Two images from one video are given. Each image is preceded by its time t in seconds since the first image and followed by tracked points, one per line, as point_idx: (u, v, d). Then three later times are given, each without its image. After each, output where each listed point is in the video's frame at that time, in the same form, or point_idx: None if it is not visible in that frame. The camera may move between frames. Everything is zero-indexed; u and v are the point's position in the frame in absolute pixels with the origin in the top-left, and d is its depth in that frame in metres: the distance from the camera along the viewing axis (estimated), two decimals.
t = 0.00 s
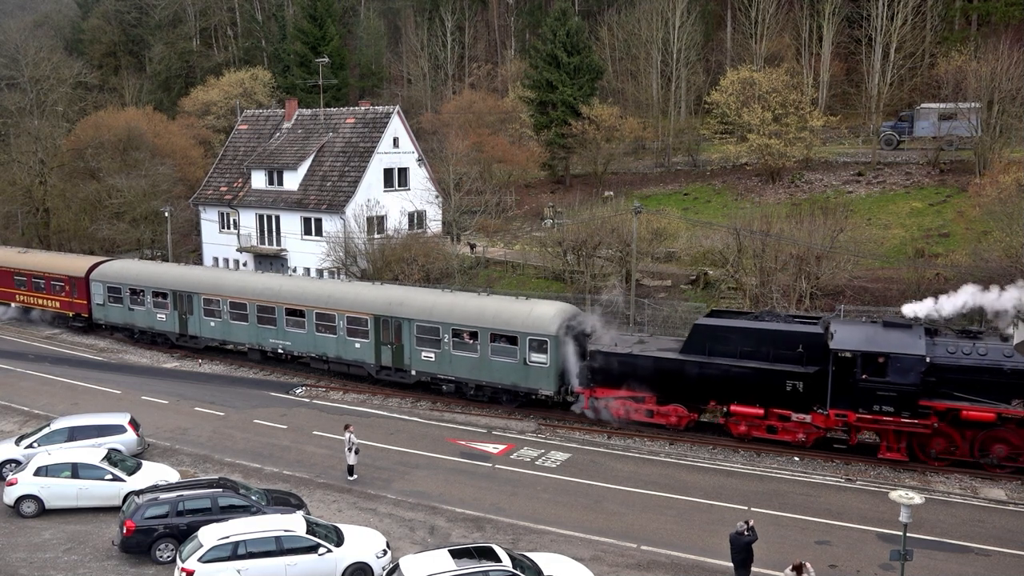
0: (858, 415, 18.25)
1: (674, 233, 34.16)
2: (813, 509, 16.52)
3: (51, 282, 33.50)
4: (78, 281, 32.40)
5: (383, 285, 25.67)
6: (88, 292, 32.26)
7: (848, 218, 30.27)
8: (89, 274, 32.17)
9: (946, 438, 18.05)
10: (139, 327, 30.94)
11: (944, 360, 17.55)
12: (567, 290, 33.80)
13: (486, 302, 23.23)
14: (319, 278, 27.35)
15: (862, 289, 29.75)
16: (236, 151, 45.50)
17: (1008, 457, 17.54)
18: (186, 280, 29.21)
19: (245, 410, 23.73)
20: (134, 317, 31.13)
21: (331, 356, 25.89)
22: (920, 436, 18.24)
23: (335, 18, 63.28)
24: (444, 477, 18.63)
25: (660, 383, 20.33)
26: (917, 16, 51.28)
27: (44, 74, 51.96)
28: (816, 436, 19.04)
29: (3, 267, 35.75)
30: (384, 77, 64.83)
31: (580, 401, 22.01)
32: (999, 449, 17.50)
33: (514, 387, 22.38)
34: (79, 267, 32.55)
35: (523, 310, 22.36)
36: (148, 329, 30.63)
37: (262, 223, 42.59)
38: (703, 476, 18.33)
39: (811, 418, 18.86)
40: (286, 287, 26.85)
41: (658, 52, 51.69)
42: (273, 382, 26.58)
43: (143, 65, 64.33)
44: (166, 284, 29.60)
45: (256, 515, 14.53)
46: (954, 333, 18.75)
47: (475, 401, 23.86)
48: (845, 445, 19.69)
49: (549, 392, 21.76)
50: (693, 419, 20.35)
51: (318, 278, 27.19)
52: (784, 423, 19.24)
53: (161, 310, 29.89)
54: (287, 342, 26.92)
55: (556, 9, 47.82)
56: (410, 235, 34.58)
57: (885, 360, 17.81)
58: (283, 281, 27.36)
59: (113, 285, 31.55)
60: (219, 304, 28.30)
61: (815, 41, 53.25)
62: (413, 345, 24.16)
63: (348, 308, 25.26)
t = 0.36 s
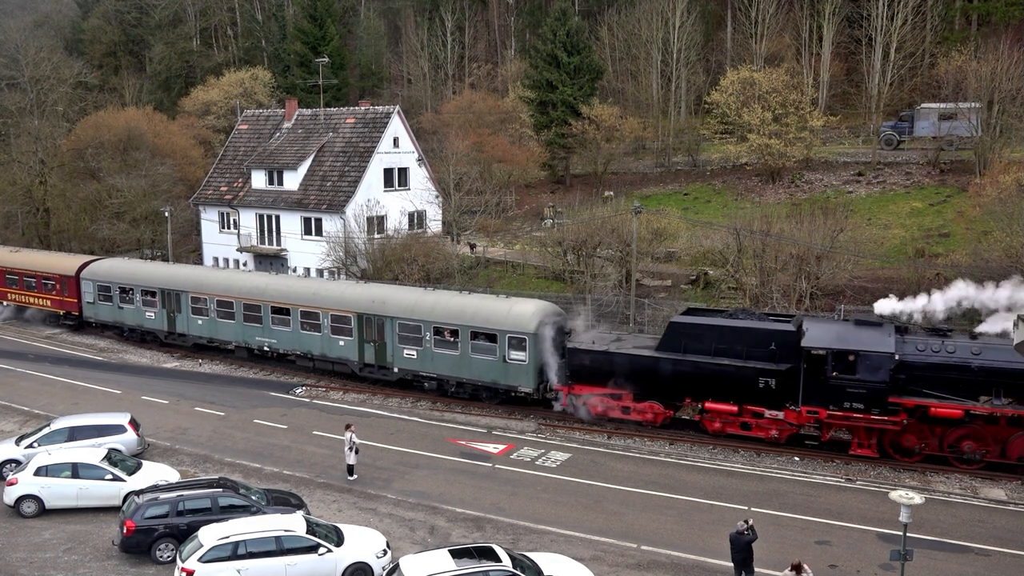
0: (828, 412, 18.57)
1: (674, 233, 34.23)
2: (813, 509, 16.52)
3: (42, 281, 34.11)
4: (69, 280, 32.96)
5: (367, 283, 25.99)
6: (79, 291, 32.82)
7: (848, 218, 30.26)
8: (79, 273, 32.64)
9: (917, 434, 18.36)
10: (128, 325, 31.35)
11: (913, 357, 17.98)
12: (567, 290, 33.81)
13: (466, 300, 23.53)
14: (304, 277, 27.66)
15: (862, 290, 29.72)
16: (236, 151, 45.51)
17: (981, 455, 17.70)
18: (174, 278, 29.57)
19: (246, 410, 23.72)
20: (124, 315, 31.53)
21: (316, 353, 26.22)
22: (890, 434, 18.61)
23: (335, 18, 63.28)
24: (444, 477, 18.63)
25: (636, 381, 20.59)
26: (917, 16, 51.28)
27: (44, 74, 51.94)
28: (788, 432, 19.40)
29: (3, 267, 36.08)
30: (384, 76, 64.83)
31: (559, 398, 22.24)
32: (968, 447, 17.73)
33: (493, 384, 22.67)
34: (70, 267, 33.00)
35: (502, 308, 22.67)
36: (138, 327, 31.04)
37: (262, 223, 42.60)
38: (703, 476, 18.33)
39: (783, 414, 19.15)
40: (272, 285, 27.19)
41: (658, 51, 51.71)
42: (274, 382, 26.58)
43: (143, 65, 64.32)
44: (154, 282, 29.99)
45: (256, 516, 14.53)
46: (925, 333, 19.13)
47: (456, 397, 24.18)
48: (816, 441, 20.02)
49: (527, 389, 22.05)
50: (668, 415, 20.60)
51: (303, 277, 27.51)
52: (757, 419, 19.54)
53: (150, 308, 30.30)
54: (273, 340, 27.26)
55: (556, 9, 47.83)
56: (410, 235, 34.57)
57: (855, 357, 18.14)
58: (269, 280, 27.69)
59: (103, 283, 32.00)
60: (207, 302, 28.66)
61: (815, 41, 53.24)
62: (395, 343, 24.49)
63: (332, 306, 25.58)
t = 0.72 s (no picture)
0: (799, 408, 18.86)
1: (674, 233, 34.29)
2: (813, 509, 16.52)
3: (32, 279, 34.58)
4: (58, 279, 33.42)
5: (350, 282, 26.43)
6: (69, 290, 33.27)
7: (849, 218, 30.23)
8: (70, 271, 33.11)
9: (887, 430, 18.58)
10: (117, 323, 31.78)
11: (881, 355, 18.22)
12: (567, 290, 33.82)
13: (447, 299, 23.95)
14: (290, 275, 28.09)
15: (863, 290, 29.66)
16: (236, 151, 45.50)
17: (944, 442, 17.99)
18: (162, 277, 30.00)
19: (246, 410, 23.72)
20: (113, 313, 31.95)
21: (300, 351, 26.66)
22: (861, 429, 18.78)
23: (335, 18, 63.26)
24: (444, 477, 18.63)
25: (612, 377, 20.90)
26: (917, 16, 51.27)
27: (44, 74, 51.90)
28: (761, 429, 19.54)
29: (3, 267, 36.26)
30: (384, 77, 64.83)
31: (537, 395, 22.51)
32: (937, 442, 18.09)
33: (473, 381, 23.10)
34: (61, 266, 33.45)
35: (481, 306, 23.09)
36: (126, 325, 31.46)
37: (262, 223, 42.60)
38: (702, 476, 18.33)
39: (755, 411, 19.39)
40: (258, 283, 27.61)
41: (658, 51, 51.74)
42: (274, 382, 26.57)
43: (143, 65, 64.31)
44: (142, 281, 30.41)
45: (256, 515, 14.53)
46: (894, 330, 19.45)
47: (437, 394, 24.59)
48: (789, 438, 20.25)
49: (506, 386, 22.49)
50: (644, 412, 20.88)
51: (289, 276, 27.93)
52: (731, 416, 19.78)
53: (138, 306, 30.71)
54: (258, 338, 27.70)
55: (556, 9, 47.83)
56: (410, 235, 34.55)
57: (825, 353, 18.41)
58: (254, 278, 28.12)
59: (92, 281, 32.44)
60: (194, 300, 29.09)
61: (815, 42, 53.23)
62: (378, 340, 24.93)
63: (316, 304, 26.01)
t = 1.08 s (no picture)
0: (770, 405, 19.24)
1: (674, 233, 34.33)
2: (813, 509, 16.52)
3: (24, 278, 34.94)
4: (49, 277, 33.80)
5: (334, 280, 26.77)
6: (59, 287, 33.68)
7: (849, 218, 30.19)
8: (60, 269, 33.54)
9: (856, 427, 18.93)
10: (106, 321, 32.12)
11: (851, 352, 18.60)
12: (568, 289, 33.83)
13: (428, 297, 24.29)
14: (275, 274, 28.44)
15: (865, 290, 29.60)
16: (236, 151, 45.52)
17: (898, 431, 18.43)
18: (148, 275, 30.32)
19: (246, 410, 23.71)
20: (102, 311, 32.31)
21: (285, 348, 27.01)
22: (830, 426, 19.17)
23: (336, 18, 63.24)
24: (444, 476, 18.62)
25: (589, 374, 21.28)
26: (918, 16, 51.28)
27: (44, 74, 51.88)
28: (733, 425, 19.91)
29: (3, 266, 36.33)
30: (384, 76, 64.82)
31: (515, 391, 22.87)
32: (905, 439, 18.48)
33: (453, 378, 23.44)
34: (51, 264, 33.85)
35: (461, 303, 23.42)
36: (115, 323, 31.81)
37: (263, 223, 42.61)
38: (703, 476, 18.33)
39: (728, 407, 19.75)
40: (243, 281, 27.95)
41: (659, 51, 51.74)
42: (274, 382, 26.54)
43: (143, 65, 64.30)
44: (130, 279, 30.74)
45: (256, 515, 14.53)
46: (865, 328, 19.74)
47: (418, 391, 24.88)
48: (759, 435, 20.59)
49: (485, 383, 22.83)
50: (619, 409, 21.27)
51: (274, 274, 28.28)
52: (704, 412, 20.13)
53: (127, 304, 31.02)
54: (244, 335, 28.05)
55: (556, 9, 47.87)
56: (411, 235, 34.52)
57: (795, 349, 18.76)
58: (240, 276, 28.46)
59: (82, 279, 32.80)
60: (181, 298, 29.44)
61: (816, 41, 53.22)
62: (360, 338, 25.27)
63: (300, 302, 26.36)
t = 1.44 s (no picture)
0: (740, 401, 19.46)
1: (675, 233, 34.37)
2: (814, 509, 16.50)
3: (15, 276, 35.33)
4: (40, 275, 34.24)
5: (318, 278, 27.22)
6: (49, 285, 34.06)
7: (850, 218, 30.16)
8: (51, 266, 34.02)
9: (826, 424, 19.06)
10: (95, 318, 32.60)
11: (820, 348, 18.82)
12: (568, 289, 33.83)
13: (408, 294, 24.71)
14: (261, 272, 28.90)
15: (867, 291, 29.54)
16: (237, 151, 45.52)
17: (857, 438, 18.70)
18: (137, 273, 30.85)
19: (246, 410, 23.70)
20: (92, 308, 32.78)
21: (269, 345, 27.45)
22: (800, 423, 19.35)
23: (337, 18, 63.22)
24: (444, 476, 18.62)
25: (564, 371, 21.70)
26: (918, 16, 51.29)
27: (45, 73, 51.83)
28: (706, 421, 20.20)
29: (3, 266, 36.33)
30: (385, 76, 64.82)
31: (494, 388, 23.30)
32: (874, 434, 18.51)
33: (433, 374, 23.88)
34: (42, 262, 34.30)
35: (441, 302, 23.85)
36: (105, 320, 32.32)
37: (263, 223, 42.63)
38: (703, 476, 18.32)
39: (700, 404, 20.07)
40: (229, 279, 28.43)
41: (659, 51, 51.76)
42: (275, 382, 26.52)
43: (144, 65, 64.26)
44: (118, 277, 31.25)
45: (256, 514, 14.52)
46: (835, 327, 19.74)
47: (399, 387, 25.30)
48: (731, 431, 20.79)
49: (464, 379, 23.26)
50: (595, 405, 21.71)
51: (260, 272, 28.75)
52: (677, 408, 20.46)
53: (115, 301, 31.53)
54: (230, 332, 28.52)
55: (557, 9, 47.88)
56: (411, 235, 34.48)
57: (765, 346, 19.01)
58: (227, 274, 28.94)
59: (71, 277, 33.24)
60: (169, 296, 29.95)
61: (816, 41, 53.22)
62: (343, 335, 25.70)
63: (284, 300, 26.80)
